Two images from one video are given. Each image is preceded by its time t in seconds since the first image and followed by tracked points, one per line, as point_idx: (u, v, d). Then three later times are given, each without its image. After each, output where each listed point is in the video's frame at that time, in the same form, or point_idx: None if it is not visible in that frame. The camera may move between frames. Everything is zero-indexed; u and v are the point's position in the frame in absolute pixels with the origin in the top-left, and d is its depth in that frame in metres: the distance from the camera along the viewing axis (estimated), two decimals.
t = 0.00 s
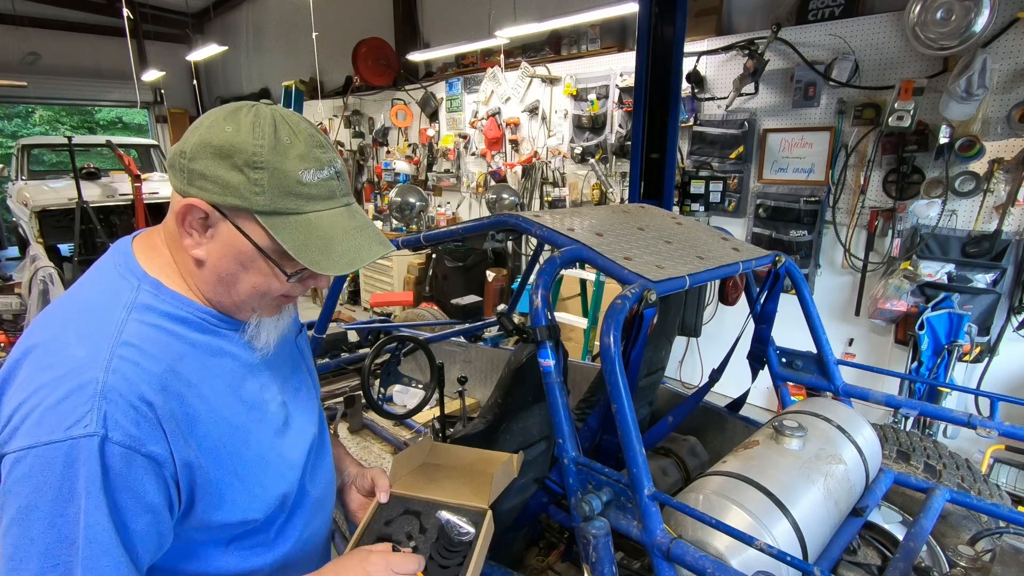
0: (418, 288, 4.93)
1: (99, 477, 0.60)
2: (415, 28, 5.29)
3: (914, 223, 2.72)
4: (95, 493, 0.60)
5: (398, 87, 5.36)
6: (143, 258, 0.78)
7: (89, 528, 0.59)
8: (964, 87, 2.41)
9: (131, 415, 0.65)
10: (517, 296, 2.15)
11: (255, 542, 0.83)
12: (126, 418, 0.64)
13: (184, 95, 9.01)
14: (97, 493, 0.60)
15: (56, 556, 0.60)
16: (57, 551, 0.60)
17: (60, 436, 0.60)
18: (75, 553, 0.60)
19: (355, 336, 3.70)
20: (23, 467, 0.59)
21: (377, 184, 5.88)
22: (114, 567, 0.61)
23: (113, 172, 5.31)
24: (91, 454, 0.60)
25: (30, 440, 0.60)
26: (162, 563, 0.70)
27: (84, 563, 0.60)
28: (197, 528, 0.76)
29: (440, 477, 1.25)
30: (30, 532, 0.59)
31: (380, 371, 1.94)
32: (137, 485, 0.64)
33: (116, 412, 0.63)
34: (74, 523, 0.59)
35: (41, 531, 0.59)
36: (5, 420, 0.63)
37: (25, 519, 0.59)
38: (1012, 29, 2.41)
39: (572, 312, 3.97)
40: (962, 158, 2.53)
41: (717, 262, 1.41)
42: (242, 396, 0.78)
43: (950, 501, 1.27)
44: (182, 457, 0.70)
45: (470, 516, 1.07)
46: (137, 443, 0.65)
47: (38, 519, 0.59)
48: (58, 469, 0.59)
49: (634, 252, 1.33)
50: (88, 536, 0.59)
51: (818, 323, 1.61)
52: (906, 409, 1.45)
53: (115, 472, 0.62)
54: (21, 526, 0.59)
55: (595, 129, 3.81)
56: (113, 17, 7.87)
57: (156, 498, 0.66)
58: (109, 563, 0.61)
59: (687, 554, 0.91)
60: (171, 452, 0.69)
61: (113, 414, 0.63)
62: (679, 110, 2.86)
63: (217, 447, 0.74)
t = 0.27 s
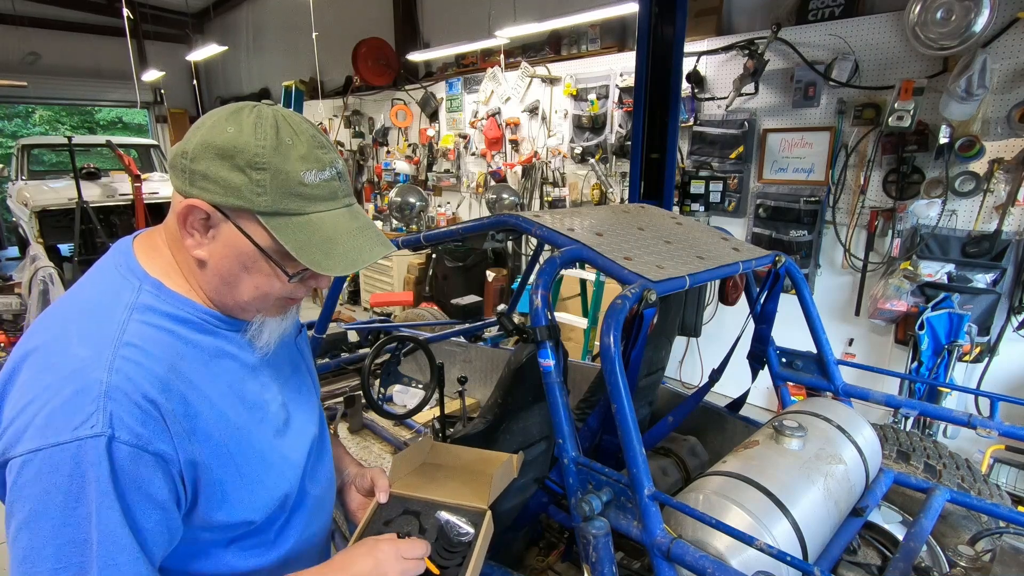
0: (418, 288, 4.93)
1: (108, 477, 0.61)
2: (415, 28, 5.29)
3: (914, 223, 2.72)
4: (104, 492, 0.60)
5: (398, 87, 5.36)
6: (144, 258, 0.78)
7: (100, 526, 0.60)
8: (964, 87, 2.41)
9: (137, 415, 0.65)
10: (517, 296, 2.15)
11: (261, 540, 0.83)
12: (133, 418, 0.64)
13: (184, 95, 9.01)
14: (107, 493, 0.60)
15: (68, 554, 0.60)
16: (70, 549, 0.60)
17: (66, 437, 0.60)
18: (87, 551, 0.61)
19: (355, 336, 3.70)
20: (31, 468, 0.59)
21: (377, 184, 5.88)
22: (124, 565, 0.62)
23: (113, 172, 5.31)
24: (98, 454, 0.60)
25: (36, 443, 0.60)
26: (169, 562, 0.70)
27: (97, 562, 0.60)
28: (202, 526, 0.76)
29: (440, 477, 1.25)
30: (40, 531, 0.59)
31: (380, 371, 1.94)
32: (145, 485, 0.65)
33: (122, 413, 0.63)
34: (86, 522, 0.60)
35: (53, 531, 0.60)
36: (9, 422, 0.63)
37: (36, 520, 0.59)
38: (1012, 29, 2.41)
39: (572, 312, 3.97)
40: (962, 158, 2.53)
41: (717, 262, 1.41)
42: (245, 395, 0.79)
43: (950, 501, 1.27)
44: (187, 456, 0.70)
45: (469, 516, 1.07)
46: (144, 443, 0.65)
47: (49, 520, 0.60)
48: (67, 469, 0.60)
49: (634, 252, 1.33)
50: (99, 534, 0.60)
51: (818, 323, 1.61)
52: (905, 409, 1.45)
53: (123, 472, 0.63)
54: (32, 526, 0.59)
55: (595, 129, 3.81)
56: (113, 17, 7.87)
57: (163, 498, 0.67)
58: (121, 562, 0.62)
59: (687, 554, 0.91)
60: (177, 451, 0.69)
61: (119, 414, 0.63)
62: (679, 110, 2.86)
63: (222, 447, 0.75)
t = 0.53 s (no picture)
0: (418, 288, 4.93)
1: (114, 477, 0.61)
2: (415, 28, 5.29)
3: (914, 223, 2.73)
4: (111, 493, 0.60)
5: (398, 87, 5.36)
6: (143, 259, 0.77)
7: (108, 527, 0.60)
8: (964, 87, 2.41)
9: (141, 416, 0.65)
10: (517, 296, 2.15)
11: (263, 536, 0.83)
12: (137, 418, 0.64)
13: (184, 95, 9.01)
14: (113, 493, 0.61)
15: (76, 555, 0.60)
16: (77, 550, 0.60)
17: (71, 438, 0.60)
18: (96, 551, 0.61)
19: (355, 336, 3.70)
20: (34, 470, 0.59)
21: (377, 184, 5.88)
22: (132, 565, 0.62)
23: (113, 172, 5.31)
24: (104, 455, 0.61)
25: (40, 446, 0.60)
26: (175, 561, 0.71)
27: (105, 562, 0.61)
28: (206, 526, 0.76)
29: (440, 476, 1.25)
30: (47, 533, 0.59)
31: (380, 371, 1.94)
32: (150, 485, 0.65)
33: (126, 413, 0.64)
34: (93, 522, 0.60)
35: (60, 533, 0.60)
36: (10, 425, 0.63)
37: (42, 523, 0.59)
38: (1012, 29, 2.41)
39: (572, 312, 3.97)
40: (962, 158, 2.53)
41: (717, 263, 1.41)
42: (246, 395, 0.79)
43: (950, 501, 1.27)
44: (192, 456, 0.70)
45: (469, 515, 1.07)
46: (149, 443, 0.65)
47: (55, 522, 0.59)
48: (72, 470, 0.60)
49: (634, 252, 1.33)
50: (108, 534, 0.60)
51: (818, 323, 1.61)
52: (906, 409, 1.45)
53: (129, 472, 0.63)
54: (37, 529, 0.59)
55: (595, 129, 3.81)
56: (113, 17, 7.87)
57: (169, 498, 0.67)
58: (129, 562, 0.62)
59: (687, 554, 0.91)
60: (181, 451, 0.69)
61: (123, 415, 0.63)
62: (679, 110, 2.86)
63: (226, 446, 0.75)
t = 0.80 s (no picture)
0: (418, 288, 4.93)
1: (121, 476, 0.61)
2: (415, 28, 5.29)
3: (914, 223, 2.73)
4: (118, 492, 0.61)
5: (398, 87, 5.36)
6: (143, 260, 0.78)
7: (117, 526, 0.61)
8: (964, 87, 2.41)
9: (146, 416, 0.65)
10: (516, 296, 2.15)
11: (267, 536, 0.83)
12: (141, 418, 0.65)
13: (184, 95, 9.01)
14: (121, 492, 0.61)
15: (84, 556, 0.61)
16: (85, 550, 0.61)
17: (76, 439, 0.60)
18: (105, 551, 0.61)
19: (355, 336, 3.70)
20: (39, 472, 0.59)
21: (377, 184, 5.88)
22: (141, 564, 0.62)
23: (113, 172, 5.31)
24: (110, 455, 0.61)
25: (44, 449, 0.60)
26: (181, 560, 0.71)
27: (116, 560, 0.61)
28: (210, 526, 0.76)
29: (440, 476, 1.25)
30: (55, 535, 0.59)
31: (380, 371, 1.94)
32: (157, 484, 0.65)
33: (131, 414, 0.64)
34: (101, 522, 0.61)
35: (68, 535, 0.60)
36: (11, 428, 0.63)
37: (48, 526, 0.59)
38: (1012, 29, 2.41)
39: (572, 312, 3.97)
40: (962, 158, 2.53)
41: (716, 263, 1.41)
42: (249, 394, 0.79)
43: (950, 501, 1.27)
44: (196, 456, 0.71)
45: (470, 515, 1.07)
46: (155, 442, 0.65)
47: (63, 524, 0.60)
48: (79, 470, 0.60)
49: (634, 252, 1.33)
50: (117, 533, 0.61)
51: (818, 323, 1.61)
52: (906, 409, 1.45)
53: (135, 471, 0.63)
54: (45, 530, 0.59)
55: (595, 129, 3.81)
56: (113, 17, 7.87)
57: (176, 496, 0.67)
58: (139, 560, 0.62)
59: (687, 554, 0.91)
60: (186, 450, 0.70)
61: (128, 415, 0.63)
62: (679, 110, 2.86)
63: (230, 445, 0.75)
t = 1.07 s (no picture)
0: (417, 288, 4.93)
1: (120, 475, 0.61)
2: (415, 28, 5.29)
3: (914, 223, 2.73)
4: (118, 491, 0.61)
5: (398, 87, 5.36)
6: (144, 259, 0.78)
7: (116, 524, 0.61)
8: (964, 87, 2.41)
9: (146, 414, 0.65)
10: (517, 296, 2.15)
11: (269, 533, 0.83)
12: (141, 416, 0.65)
13: (184, 95, 9.01)
14: (120, 490, 0.61)
15: (83, 555, 0.61)
16: (84, 549, 0.61)
17: (76, 437, 0.60)
18: (104, 549, 0.61)
19: (355, 336, 3.70)
20: (39, 470, 0.59)
21: (377, 184, 5.88)
22: (141, 562, 0.62)
23: (113, 172, 5.31)
24: (109, 454, 0.61)
25: (44, 446, 0.60)
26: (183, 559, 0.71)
27: (115, 558, 0.61)
28: (212, 524, 0.76)
29: (440, 475, 1.25)
30: (54, 533, 0.60)
31: (380, 371, 1.94)
32: (157, 483, 0.65)
33: (131, 412, 0.64)
34: (100, 521, 0.61)
35: (67, 532, 0.60)
36: (13, 428, 0.63)
37: (48, 523, 0.59)
38: (1012, 29, 2.41)
39: (572, 312, 3.97)
40: (962, 158, 2.53)
41: (717, 263, 1.41)
42: (251, 391, 0.79)
43: (950, 501, 1.27)
44: (197, 453, 0.71)
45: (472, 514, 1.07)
46: (155, 439, 0.65)
47: (62, 521, 0.60)
48: (79, 468, 0.60)
49: (634, 252, 1.33)
50: (117, 531, 0.61)
51: (818, 324, 1.61)
52: (906, 409, 1.45)
53: (135, 469, 0.63)
54: (44, 528, 0.59)
55: (595, 129, 3.81)
56: (114, 17, 7.87)
57: (176, 495, 0.67)
58: (138, 558, 0.62)
59: (687, 554, 0.91)
60: (186, 447, 0.69)
61: (128, 413, 0.63)
62: (679, 110, 2.86)
63: (231, 443, 0.75)
